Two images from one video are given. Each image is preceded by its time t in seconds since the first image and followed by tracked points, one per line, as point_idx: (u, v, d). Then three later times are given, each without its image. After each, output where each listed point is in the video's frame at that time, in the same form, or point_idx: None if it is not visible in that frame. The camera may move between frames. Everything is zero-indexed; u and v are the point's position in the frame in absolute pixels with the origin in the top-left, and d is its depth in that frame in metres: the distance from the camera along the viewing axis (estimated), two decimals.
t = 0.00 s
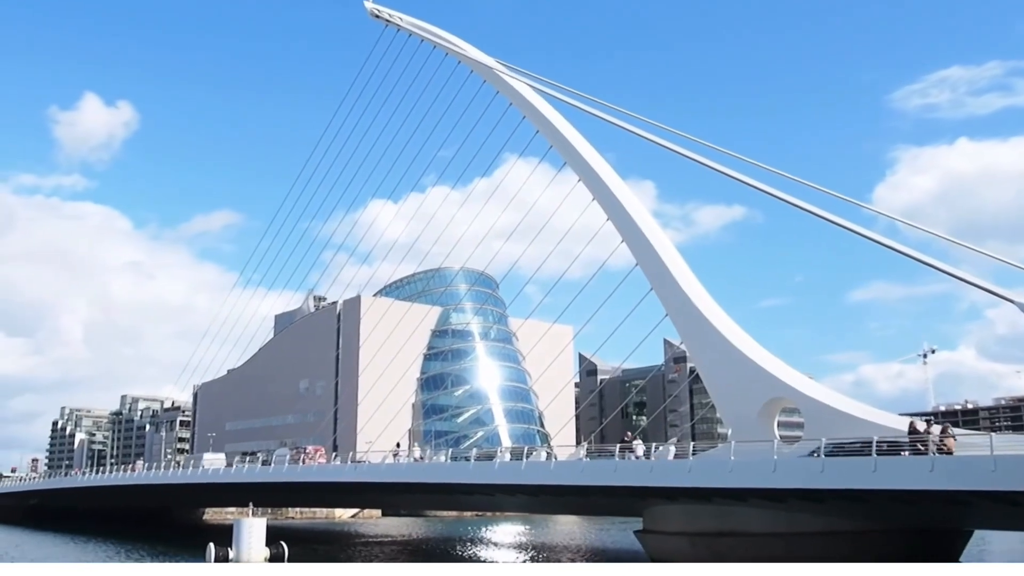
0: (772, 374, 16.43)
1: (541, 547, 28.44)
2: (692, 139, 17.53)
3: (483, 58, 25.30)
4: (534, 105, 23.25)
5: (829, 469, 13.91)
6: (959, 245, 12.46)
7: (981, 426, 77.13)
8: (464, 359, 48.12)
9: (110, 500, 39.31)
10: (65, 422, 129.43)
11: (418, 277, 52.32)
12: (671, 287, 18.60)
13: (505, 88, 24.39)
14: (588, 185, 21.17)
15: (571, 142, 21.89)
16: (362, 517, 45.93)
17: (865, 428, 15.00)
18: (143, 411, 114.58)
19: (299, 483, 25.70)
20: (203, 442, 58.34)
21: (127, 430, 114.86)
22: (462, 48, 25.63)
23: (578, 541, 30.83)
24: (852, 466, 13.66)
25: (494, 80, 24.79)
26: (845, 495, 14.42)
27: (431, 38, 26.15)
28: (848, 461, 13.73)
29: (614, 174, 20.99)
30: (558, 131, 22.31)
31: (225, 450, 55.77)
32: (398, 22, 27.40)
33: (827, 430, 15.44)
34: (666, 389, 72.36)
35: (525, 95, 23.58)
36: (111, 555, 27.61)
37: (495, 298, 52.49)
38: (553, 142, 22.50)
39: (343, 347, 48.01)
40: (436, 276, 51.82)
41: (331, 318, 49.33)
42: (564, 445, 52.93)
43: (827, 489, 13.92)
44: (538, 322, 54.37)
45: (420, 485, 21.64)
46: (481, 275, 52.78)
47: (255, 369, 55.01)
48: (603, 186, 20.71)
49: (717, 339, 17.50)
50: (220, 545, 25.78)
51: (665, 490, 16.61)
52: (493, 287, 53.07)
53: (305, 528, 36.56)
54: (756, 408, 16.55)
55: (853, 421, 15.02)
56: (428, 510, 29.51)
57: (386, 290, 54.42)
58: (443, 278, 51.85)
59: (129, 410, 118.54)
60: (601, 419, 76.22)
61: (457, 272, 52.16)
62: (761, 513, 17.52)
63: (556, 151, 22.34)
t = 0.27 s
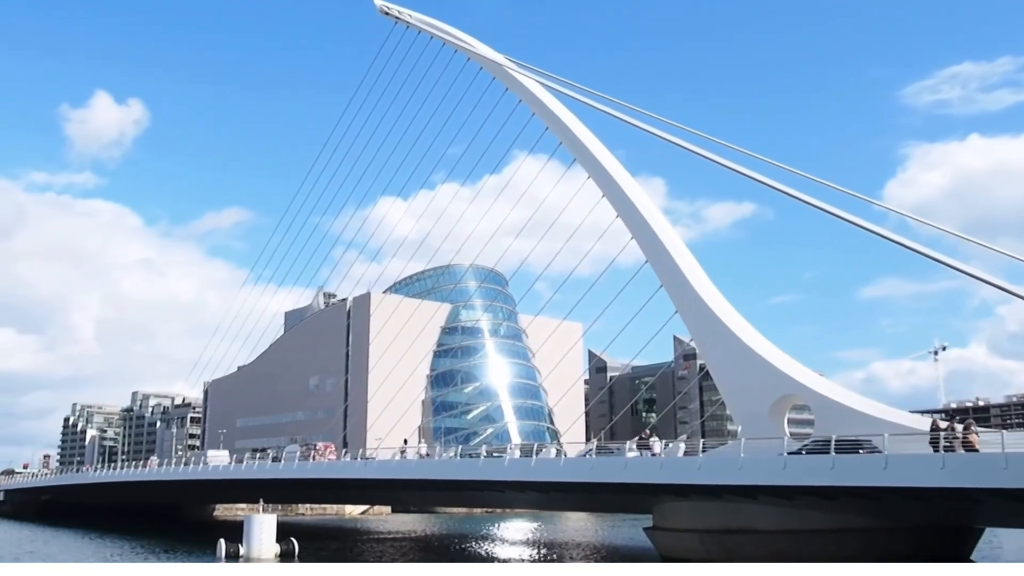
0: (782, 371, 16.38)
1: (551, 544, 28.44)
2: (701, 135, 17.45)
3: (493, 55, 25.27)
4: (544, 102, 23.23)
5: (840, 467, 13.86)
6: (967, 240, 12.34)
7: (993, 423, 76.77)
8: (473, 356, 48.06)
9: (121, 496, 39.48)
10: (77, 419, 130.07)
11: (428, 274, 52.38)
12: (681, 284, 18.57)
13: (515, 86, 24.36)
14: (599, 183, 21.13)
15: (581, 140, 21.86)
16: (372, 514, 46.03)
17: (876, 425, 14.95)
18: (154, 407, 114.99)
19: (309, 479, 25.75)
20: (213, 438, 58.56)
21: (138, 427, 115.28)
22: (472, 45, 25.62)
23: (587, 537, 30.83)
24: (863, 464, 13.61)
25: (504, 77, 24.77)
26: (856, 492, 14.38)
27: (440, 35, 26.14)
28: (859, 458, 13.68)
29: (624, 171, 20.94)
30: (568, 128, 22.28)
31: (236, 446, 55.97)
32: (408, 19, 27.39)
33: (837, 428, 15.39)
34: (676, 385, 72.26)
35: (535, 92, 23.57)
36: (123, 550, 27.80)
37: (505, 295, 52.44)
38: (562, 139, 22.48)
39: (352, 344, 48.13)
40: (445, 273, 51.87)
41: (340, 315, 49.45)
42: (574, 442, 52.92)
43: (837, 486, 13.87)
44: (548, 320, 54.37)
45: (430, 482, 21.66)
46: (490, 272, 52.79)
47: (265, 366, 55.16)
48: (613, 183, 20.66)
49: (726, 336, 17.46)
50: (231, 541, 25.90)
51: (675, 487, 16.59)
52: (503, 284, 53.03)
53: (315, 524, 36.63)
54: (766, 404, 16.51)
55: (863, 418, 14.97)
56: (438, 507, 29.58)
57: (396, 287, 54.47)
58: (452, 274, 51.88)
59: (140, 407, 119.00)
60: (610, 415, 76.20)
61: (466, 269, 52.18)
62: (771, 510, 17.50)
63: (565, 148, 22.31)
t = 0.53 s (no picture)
0: (793, 367, 16.35)
1: (562, 540, 28.44)
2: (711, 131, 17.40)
3: (502, 52, 25.26)
4: (553, 98, 23.21)
5: (850, 464, 13.84)
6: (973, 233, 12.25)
7: (1004, 420, 76.53)
8: (483, 352, 48.06)
9: (132, 492, 39.68)
10: (89, 415, 130.71)
11: (438, 270, 52.45)
12: (692, 279, 18.55)
13: (525, 82, 24.34)
14: (609, 180, 21.09)
15: (590, 136, 21.83)
16: (382, 510, 46.15)
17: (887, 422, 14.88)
18: (165, 404, 115.48)
19: (319, 475, 25.84)
20: (224, 434, 58.78)
21: (149, 423, 115.74)
22: (482, 41, 25.60)
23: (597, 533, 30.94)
24: (873, 460, 13.57)
25: (514, 73, 24.75)
26: (866, 489, 14.34)
27: (450, 31, 26.13)
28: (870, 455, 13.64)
29: (633, 167, 20.92)
30: (578, 125, 22.24)
31: (246, 442, 56.16)
32: (418, 15, 27.39)
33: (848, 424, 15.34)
34: (686, 382, 72.22)
35: (545, 88, 23.54)
36: (135, 546, 27.97)
37: (515, 291, 52.42)
38: (572, 135, 22.45)
39: (362, 340, 48.25)
40: (455, 269, 51.93)
41: (351, 311, 49.56)
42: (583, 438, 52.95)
43: (848, 483, 13.84)
44: (558, 316, 54.35)
45: (441, 478, 21.68)
46: (500, 268, 52.79)
47: (276, 362, 55.32)
48: (623, 179, 20.64)
49: (737, 333, 17.41)
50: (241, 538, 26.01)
51: (684, 483, 16.56)
52: (512, 280, 53.01)
53: (325, 520, 36.75)
54: (777, 401, 16.48)
55: (874, 413, 14.92)
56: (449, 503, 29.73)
57: (406, 284, 54.54)
58: (462, 271, 51.96)
59: (152, 403, 119.55)
60: (620, 412, 76.20)
61: (476, 265, 52.23)
62: (781, 507, 17.45)
63: (576, 145, 22.28)
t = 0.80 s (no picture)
0: (805, 363, 16.29)
1: (572, 536, 28.46)
2: (721, 127, 17.35)
3: (513, 48, 25.22)
4: (563, 93, 23.19)
5: (861, 460, 13.80)
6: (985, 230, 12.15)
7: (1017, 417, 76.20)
8: (494, 348, 48.09)
9: (144, 487, 39.88)
10: (101, 410, 131.35)
11: (448, 266, 52.49)
12: (702, 276, 18.52)
13: (535, 78, 24.30)
14: (620, 176, 21.03)
15: (600, 132, 21.80)
16: (393, 506, 46.26)
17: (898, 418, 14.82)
18: (177, 399, 115.93)
19: (330, 471, 25.90)
20: (235, 430, 59.00)
21: (161, 419, 116.18)
22: (491, 37, 25.58)
23: (607, 529, 30.97)
24: (884, 457, 13.53)
25: (524, 69, 24.72)
26: (878, 486, 14.30)
27: (460, 28, 26.11)
28: (881, 452, 13.60)
29: (643, 163, 20.89)
30: (588, 121, 22.22)
31: (257, 438, 56.35)
32: (428, 11, 27.38)
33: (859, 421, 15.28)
34: (697, 378, 72.14)
35: (554, 84, 23.52)
36: (147, 541, 28.13)
37: (525, 287, 52.40)
38: (582, 131, 22.42)
39: (373, 336, 48.32)
40: (465, 266, 51.96)
41: (361, 308, 49.62)
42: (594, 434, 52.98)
43: (859, 480, 13.80)
44: (568, 312, 54.32)
45: (451, 474, 21.70)
46: (510, 264, 52.77)
47: (286, 358, 55.46)
48: (633, 175, 20.61)
49: (748, 330, 17.36)
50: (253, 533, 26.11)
51: (695, 480, 16.53)
52: (522, 276, 53.01)
53: (336, 515, 36.86)
54: (787, 397, 16.43)
55: (885, 409, 14.86)
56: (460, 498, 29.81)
57: (416, 280, 54.60)
58: (472, 267, 51.98)
59: (163, 399, 120.04)
60: (630, 408, 76.19)
61: (487, 261, 52.23)
62: (792, 503, 17.42)
63: (586, 141, 22.25)
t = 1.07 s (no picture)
0: (816, 360, 16.24)
1: (583, 532, 28.48)
2: (731, 122, 17.31)
3: (523, 44, 25.20)
4: (573, 89, 23.18)
5: (873, 456, 13.76)
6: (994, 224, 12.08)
7: None
8: (505, 344, 48.13)
9: (157, 483, 40.07)
10: (113, 406, 132.04)
11: (459, 262, 52.54)
12: (713, 271, 18.49)
13: (546, 74, 24.28)
14: (631, 173, 20.98)
15: (611, 128, 21.79)
16: (404, 502, 46.33)
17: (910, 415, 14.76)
18: (188, 395, 116.40)
19: (341, 467, 25.97)
20: (247, 426, 59.22)
21: (173, 414, 116.70)
22: (502, 34, 25.57)
23: (618, 525, 31.01)
24: (896, 453, 13.49)
25: (534, 65, 24.72)
26: (889, 483, 14.26)
27: (470, 24, 26.12)
28: (893, 448, 13.55)
29: (654, 158, 20.87)
30: (599, 117, 22.19)
31: (269, 434, 56.54)
32: (438, 8, 27.39)
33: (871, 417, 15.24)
34: (707, 374, 72.07)
35: (565, 80, 23.52)
36: (160, 536, 28.26)
37: (535, 283, 52.40)
38: (593, 127, 22.40)
39: (384, 333, 48.40)
40: (476, 262, 52.01)
41: (372, 304, 49.69)
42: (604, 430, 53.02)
43: (871, 476, 13.76)
44: (578, 308, 54.33)
45: (462, 470, 21.72)
46: (521, 260, 52.77)
47: (297, 354, 55.61)
48: (644, 171, 20.59)
49: (759, 326, 17.33)
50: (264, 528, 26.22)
51: (706, 476, 16.51)
52: (533, 272, 53.01)
53: (347, 511, 36.97)
54: (798, 392, 16.40)
55: (896, 405, 14.81)
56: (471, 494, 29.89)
57: (427, 276, 54.68)
58: (483, 263, 52.04)
59: (175, 395, 120.58)
60: (641, 404, 76.18)
61: (497, 257, 52.26)
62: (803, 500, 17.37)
63: (596, 137, 22.22)
